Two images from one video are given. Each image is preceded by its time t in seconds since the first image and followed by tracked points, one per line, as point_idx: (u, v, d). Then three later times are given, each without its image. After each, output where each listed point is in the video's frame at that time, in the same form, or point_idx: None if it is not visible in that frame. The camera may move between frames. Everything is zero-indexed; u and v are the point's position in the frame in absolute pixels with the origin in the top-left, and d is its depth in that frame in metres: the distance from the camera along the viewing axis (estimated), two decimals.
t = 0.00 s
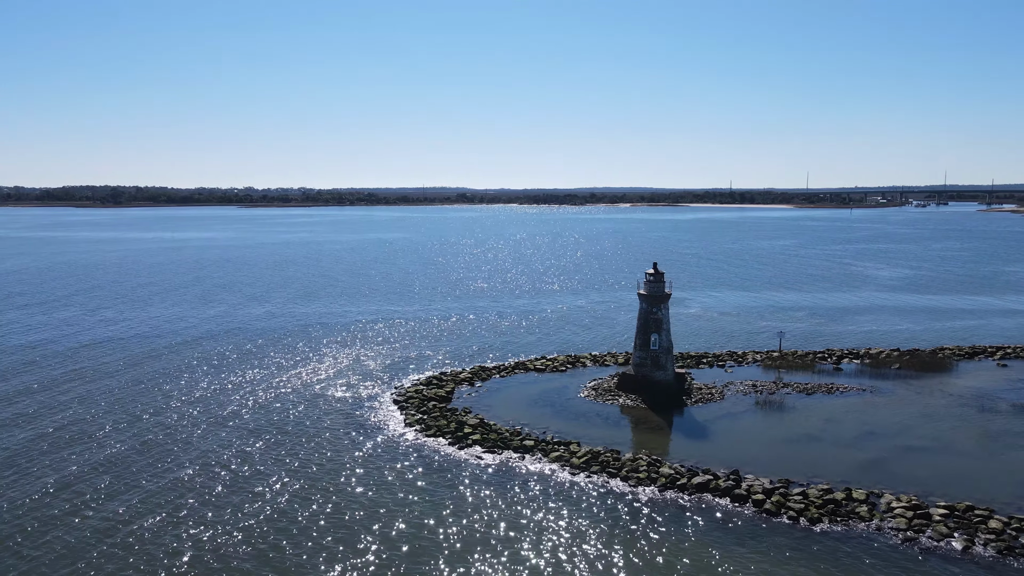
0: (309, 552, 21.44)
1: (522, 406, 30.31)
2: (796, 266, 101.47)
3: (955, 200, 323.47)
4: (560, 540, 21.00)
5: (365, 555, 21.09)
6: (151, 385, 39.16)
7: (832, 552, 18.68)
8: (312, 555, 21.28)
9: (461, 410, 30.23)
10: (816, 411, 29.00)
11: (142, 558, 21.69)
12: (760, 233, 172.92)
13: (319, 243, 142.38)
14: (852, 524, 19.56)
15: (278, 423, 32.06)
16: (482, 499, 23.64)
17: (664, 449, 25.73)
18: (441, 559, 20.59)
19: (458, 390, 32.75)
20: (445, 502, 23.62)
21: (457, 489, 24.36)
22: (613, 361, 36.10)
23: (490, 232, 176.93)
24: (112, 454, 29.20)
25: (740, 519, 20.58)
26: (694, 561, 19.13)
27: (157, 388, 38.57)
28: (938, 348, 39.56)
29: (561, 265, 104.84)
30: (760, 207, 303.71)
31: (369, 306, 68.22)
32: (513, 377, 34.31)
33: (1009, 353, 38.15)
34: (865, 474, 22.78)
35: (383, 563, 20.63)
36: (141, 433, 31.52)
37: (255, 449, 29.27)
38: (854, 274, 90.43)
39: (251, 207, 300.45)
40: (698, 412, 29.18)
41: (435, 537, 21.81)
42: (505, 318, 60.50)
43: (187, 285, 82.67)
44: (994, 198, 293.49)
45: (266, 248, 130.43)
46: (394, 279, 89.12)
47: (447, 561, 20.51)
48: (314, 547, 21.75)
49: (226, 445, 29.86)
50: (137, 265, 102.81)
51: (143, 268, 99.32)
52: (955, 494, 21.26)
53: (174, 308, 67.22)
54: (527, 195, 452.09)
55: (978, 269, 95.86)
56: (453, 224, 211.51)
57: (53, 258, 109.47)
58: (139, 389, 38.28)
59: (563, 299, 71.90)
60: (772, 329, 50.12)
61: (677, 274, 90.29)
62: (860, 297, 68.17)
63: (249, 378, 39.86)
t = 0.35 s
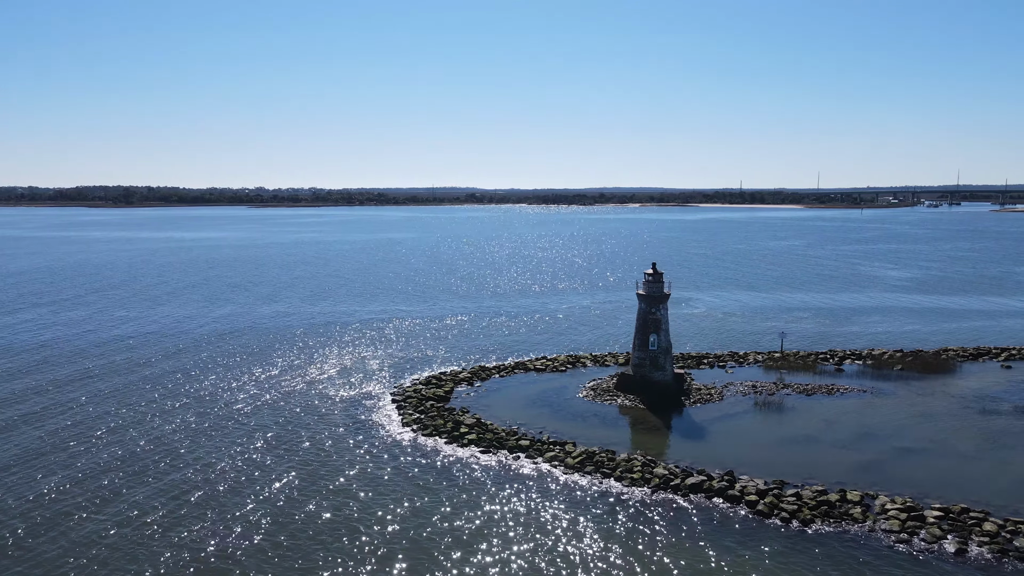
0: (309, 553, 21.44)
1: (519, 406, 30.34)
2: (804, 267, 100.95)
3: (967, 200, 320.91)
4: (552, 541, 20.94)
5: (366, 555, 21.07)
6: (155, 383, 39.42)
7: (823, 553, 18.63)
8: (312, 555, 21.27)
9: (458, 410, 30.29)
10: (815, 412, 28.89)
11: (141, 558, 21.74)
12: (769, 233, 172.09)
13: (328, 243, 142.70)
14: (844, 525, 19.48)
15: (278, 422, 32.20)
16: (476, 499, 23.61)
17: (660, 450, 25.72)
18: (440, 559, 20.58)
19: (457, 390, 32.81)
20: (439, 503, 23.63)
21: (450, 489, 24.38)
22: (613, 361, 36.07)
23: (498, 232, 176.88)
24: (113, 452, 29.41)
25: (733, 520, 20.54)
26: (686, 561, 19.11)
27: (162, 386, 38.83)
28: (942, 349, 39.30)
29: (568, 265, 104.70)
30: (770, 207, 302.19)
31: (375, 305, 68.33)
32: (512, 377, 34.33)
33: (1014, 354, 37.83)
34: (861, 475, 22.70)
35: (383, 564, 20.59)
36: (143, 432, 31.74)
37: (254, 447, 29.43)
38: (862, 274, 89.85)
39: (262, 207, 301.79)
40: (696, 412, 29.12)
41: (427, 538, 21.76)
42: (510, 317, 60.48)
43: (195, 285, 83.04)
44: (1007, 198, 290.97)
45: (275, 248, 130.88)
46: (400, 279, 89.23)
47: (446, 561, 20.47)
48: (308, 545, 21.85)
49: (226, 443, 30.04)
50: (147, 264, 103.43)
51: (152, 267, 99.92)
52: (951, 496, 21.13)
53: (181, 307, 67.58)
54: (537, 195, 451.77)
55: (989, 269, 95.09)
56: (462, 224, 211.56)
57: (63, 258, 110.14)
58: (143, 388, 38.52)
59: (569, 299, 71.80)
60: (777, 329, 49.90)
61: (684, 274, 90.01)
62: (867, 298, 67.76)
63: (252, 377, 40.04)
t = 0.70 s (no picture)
0: (306, 553, 21.37)
1: (517, 406, 30.34)
2: (812, 267, 100.47)
3: (980, 200, 318.47)
4: (544, 540, 20.99)
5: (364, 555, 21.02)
6: (157, 382, 39.70)
7: (815, 553, 18.57)
8: (308, 556, 21.18)
9: (456, 410, 30.35)
10: (814, 413, 28.73)
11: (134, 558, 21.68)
12: (778, 233, 171.32)
13: (336, 243, 143.21)
14: (837, 526, 19.39)
15: (276, 421, 32.35)
16: (470, 498, 23.63)
17: (656, 450, 25.69)
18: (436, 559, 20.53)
19: (456, 390, 32.89)
20: (432, 501, 23.67)
21: (445, 488, 24.42)
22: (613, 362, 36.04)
23: (506, 232, 176.93)
24: (114, 451, 29.53)
25: (726, 521, 20.48)
26: (676, 562, 19.07)
27: (163, 385, 39.08)
28: (946, 350, 39.05)
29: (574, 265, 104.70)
30: (780, 207, 301.00)
31: (380, 305, 68.46)
32: (511, 376, 34.36)
33: (1018, 356, 37.54)
34: (857, 476, 22.58)
35: (380, 564, 20.54)
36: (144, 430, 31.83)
37: (253, 445, 29.58)
38: (871, 275, 89.35)
39: (271, 207, 302.83)
40: (694, 413, 29.02)
41: (421, 535, 21.81)
42: (514, 317, 60.51)
43: (201, 284, 83.48)
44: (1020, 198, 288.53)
45: (283, 248, 131.44)
46: (407, 279, 89.45)
47: (441, 561, 20.44)
48: (301, 543, 21.99)
49: (225, 442, 30.24)
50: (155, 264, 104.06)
51: (162, 267, 100.63)
52: (947, 498, 20.99)
53: (187, 306, 68.03)
54: (546, 195, 451.67)
55: (999, 270, 94.34)
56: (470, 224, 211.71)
57: (74, 257, 111.02)
58: (144, 386, 38.82)
59: (574, 300, 71.72)
60: (780, 330, 49.71)
61: (690, 274, 89.89)
62: (874, 299, 67.46)
63: (253, 376, 40.23)
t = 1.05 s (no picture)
0: (300, 551, 21.48)
1: (514, 406, 30.35)
2: (820, 267, 99.98)
3: (994, 200, 315.94)
4: (538, 540, 20.95)
5: (361, 555, 20.98)
6: (160, 379, 39.92)
7: (807, 554, 18.52)
8: (302, 554, 21.30)
9: (453, 409, 30.41)
10: (813, 414, 28.59)
11: (131, 559, 21.62)
12: (788, 233, 170.53)
13: (345, 242, 143.56)
14: (830, 528, 19.32)
15: (276, 419, 32.49)
16: (465, 497, 23.65)
17: (652, 450, 25.65)
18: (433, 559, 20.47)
19: (454, 389, 32.94)
20: (427, 500, 23.71)
21: (440, 487, 24.45)
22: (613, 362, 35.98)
23: (514, 232, 176.86)
24: (115, 449, 29.61)
25: (718, 521, 20.45)
26: (667, 562, 19.06)
27: (166, 382, 39.32)
28: (949, 351, 38.78)
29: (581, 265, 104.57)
30: (791, 207, 299.47)
31: (385, 304, 68.57)
32: (510, 376, 34.38)
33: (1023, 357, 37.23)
34: (853, 478, 22.47)
35: (376, 563, 20.54)
36: (144, 429, 31.92)
37: (252, 444, 29.75)
38: (880, 275, 88.79)
39: (281, 207, 303.83)
40: (692, 413, 28.94)
41: (415, 535, 21.82)
42: (518, 317, 60.50)
43: (209, 283, 83.85)
44: None
45: (292, 247, 131.88)
46: (413, 279, 89.58)
47: (437, 560, 20.43)
48: (296, 540, 22.10)
49: (224, 440, 30.41)
50: (164, 263, 104.57)
51: (170, 266, 101.15)
52: (943, 500, 20.86)
53: (194, 305, 68.37)
54: (556, 195, 451.32)
55: (1009, 271, 93.59)
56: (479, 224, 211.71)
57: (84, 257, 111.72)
58: (147, 383, 39.07)
59: (579, 300, 71.62)
60: (784, 330, 49.50)
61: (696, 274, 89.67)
62: (881, 299, 67.05)
63: (255, 374, 40.41)
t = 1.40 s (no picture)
0: (295, 549, 21.58)
1: (511, 406, 30.39)
2: (827, 268, 99.55)
3: (1006, 200, 313.50)
4: (530, 539, 21.00)
5: (356, 555, 20.98)
6: (163, 378, 40.20)
7: (797, 555, 18.45)
8: (297, 552, 21.39)
9: (450, 408, 30.47)
10: (812, 415, 28.44)
11: (126, 556, 21.73)
12: (796, 233, 169.84)
13: (352, 242, 143.92)
14: (821, 529, 19.26)
15: (277, 418, 32.64)
16: (457, 496, 23.72)
17: (648, 451, 25.61)
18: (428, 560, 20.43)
19: (453, 389, 33.01)
20: (421, 499, 23.79)
21: (434, 486, 24.52)
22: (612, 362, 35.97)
23: (521, 232, 176.81)
24: (115, 446, 29.82)
25: (710, 522, 20.40)
26: (658, 562, 19.02)
27: (168, 381, 39.53)
28: (953, 353, 38.46)
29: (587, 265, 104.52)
30: (801, 207, 298.08)
31: (389, 304, 68.70)
32: (509, 376, 34.40)
33: None
34: (849, 479, 22.33)
35: (369, 561, 20.60)
36: (146, 426, 32.12)
37: (251, 441, 30.00)
38: (888, 276, 88.30)
39: (291, 207, 305.09)
40: (690, 414, 28.85)
41: (409, 533, 21.88)
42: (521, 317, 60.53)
43: (215, 283, 84.24)
44: None
45: (299, 247, 132.27)
46: (418, 279, 89.73)
47: (433, 559, 20.48)
48: (290, 538, 22.20)
49: (224, 437, 30.65)
50: (173, 263, 105.07)
51: (178, 266, 101.69)
52: (937, 501, 20.73)
53: (200, 304, 68.75)
54: (565, 195, 451.22)
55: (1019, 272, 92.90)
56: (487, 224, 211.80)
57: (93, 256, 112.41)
58: (150, 381, 39.38)
59: (583, 300, 71.57)
60: (786, 330, 49.31)
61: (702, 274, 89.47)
62: (887, 299, 66.68)
63: (257, 373, 40.65)
